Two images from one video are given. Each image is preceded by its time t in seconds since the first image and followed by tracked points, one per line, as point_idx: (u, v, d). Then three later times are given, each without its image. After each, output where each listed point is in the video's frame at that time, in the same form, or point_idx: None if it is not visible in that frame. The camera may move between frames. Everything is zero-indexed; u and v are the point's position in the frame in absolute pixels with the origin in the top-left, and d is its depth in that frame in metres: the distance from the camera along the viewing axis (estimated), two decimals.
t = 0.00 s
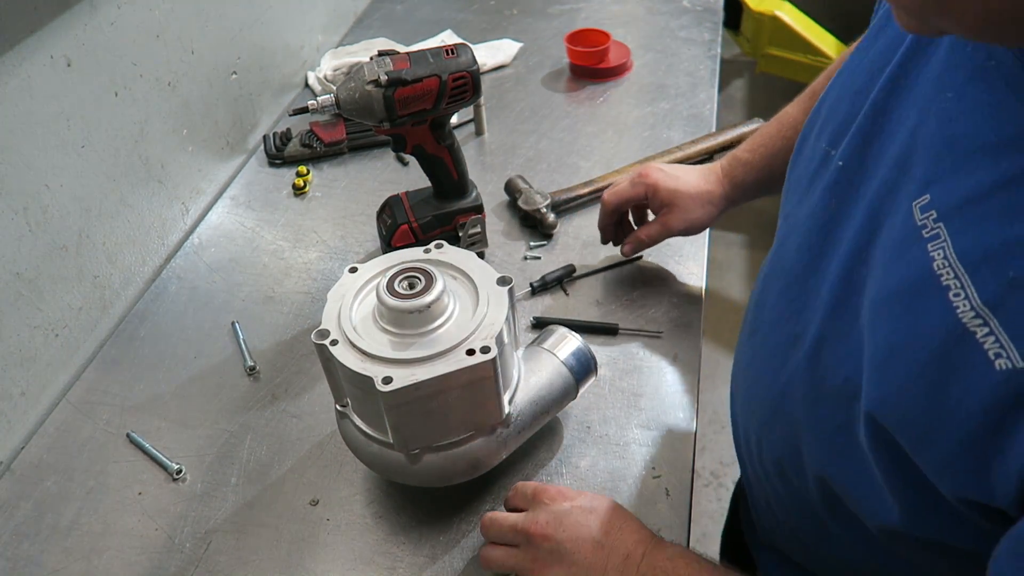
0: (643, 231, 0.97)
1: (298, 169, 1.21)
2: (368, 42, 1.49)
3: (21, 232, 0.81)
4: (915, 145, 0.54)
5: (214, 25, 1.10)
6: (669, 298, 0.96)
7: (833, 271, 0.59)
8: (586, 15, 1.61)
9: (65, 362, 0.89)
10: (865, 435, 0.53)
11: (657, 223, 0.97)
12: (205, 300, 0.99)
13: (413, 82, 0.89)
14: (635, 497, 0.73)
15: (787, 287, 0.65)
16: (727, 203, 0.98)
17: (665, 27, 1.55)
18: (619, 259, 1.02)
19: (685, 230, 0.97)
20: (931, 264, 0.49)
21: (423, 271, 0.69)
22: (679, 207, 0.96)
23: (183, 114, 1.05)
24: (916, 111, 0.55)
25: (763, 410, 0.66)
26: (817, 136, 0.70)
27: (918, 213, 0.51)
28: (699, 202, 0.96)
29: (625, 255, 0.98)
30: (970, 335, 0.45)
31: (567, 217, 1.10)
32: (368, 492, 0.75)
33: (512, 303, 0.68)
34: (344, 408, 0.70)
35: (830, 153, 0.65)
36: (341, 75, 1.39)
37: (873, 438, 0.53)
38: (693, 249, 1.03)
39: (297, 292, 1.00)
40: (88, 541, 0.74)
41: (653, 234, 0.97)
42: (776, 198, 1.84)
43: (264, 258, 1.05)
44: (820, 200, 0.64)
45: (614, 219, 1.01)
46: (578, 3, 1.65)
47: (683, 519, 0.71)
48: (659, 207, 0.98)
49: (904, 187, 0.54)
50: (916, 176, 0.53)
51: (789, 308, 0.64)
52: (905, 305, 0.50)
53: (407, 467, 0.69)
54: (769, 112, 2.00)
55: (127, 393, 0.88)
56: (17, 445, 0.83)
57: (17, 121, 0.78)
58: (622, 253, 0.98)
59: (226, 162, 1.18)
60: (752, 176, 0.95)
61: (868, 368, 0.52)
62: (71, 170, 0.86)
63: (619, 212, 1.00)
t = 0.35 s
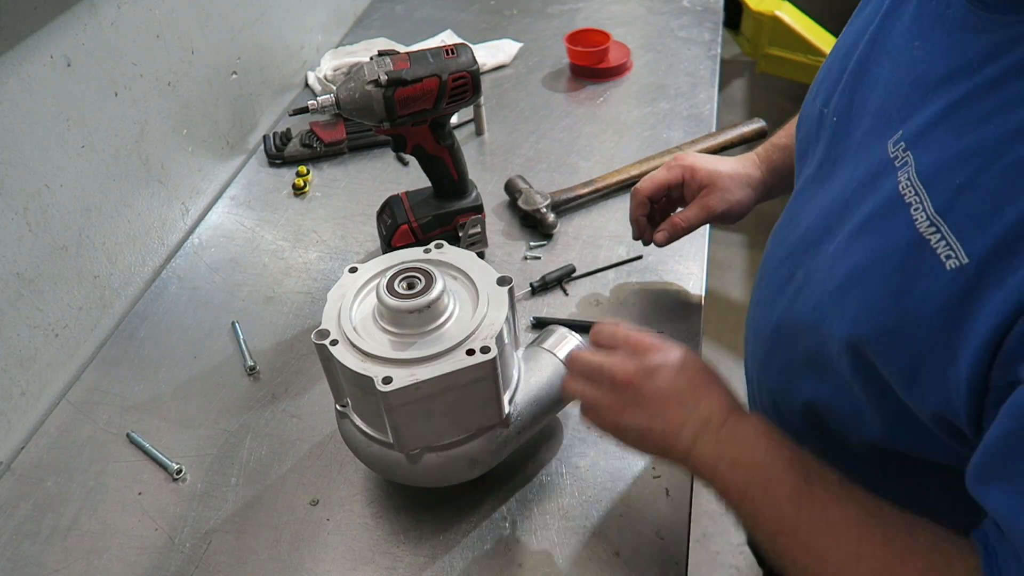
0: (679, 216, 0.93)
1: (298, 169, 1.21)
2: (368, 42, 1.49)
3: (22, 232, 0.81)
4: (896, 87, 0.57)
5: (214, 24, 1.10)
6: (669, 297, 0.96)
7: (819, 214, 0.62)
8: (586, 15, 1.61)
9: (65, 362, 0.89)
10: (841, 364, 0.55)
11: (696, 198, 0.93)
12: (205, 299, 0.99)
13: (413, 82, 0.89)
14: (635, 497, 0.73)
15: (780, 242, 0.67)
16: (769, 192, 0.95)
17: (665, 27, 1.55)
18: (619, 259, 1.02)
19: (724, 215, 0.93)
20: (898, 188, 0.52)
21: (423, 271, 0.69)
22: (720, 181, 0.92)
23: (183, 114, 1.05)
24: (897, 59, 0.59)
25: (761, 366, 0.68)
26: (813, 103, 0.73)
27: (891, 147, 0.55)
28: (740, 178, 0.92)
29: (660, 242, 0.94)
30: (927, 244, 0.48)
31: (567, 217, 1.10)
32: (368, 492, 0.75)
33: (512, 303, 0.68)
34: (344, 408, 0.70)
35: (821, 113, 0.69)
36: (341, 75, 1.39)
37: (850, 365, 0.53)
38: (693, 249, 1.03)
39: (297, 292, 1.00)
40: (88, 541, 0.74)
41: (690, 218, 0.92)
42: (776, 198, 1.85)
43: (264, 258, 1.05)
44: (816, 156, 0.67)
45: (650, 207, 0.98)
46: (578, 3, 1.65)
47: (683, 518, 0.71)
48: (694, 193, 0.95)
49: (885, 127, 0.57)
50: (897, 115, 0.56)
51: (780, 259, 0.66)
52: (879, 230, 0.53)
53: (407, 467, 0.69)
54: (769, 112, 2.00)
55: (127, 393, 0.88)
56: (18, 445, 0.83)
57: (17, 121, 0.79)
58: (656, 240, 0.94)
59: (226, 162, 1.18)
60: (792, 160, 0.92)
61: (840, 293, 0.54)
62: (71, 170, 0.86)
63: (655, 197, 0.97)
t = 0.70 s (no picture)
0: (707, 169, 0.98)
1: (298, 169, 1.21)
2: (368, 42, 1.49)
3: (21, 232, 0.81)
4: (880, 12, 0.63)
5: (214, 24, 1.10)
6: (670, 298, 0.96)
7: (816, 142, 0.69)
8: (586, 15, 1.61)
9: (65, 362, 0.89)
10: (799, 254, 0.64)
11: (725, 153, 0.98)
12: (205, 299, 0.99)
13: (413, 82, 0.89)
14: (636, 497, 0.73)
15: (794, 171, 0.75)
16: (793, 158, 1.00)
17: (665, 27, 1.55)
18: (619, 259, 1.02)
19: (750, 172, 0.97)
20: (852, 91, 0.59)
21: (423, 270, 0.69)
22: (748, 138, 0.98)
23: (183, 114, 1.05)
24: None
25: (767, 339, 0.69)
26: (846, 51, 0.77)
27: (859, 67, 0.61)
28: (767, 139, 0.98)
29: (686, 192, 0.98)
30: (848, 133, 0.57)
31: (568, 216, 1.10)
32: (368, 492, 0.75)
33: (512, 304, 0.68)
34: (344, 408, 0.70)
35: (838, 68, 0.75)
36: (341, 75, 1.39)
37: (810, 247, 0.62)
38: (693, 249, 1.03)
39: (297, 292, 1.00)
40: (88, 541, 0.74)
41: (717, 170, 0.97)
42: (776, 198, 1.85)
43: (264, 258, 1.05)
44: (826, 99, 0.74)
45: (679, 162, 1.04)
46: (578, 3, 1.65)
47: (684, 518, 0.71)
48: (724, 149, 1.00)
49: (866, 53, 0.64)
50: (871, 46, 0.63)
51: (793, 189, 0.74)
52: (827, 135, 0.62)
53: (407, 467, 0.69)
54: (769, 111, 2.00)
55: (127, 393, 0.88)
56: (18, 445, 0.83)
57: (17, 122, 0.79)
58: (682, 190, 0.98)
59: (226, 162, 1.18)
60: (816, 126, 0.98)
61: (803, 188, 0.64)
62: (71, 170, 0.86)
63: (684, 152, 1.03)
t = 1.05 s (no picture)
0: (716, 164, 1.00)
1: (298, 169, 1.21)
2: (368, 42, 1.49)
3: (21, 232, 0.81)
4: None
5: (214, 24, 1.10)
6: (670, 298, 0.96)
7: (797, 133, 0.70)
8: (586, 15, 1.61)
9: (64, 362, 0.89)
10: (790, 238, 0.64)
11: (736, 145, 1.00)
12: (205, 299, 0.99)
13: (413, 82, 0.89)
14: (636, 498, 0.73)
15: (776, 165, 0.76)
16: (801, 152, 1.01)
17: (665, 27, 1.55)
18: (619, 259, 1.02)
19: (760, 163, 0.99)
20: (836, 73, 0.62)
21: (423, 270, 0.69)
22: (756, 131, 1.00)
23: (183, 114, 1.05)
24: None
25: (764, 328, 0.71)
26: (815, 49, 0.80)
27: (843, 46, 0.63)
28: (774, 132, 1.01)
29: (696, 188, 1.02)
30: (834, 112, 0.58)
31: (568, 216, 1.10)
32: (368, 492, 0.75)
33: (512, 303, 0.68)
34: (344, 408, 0.70)
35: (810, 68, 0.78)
36: (341, 75, 1.39)
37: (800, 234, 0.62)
38: (693, 249, 1.03)
39: (297, 292, 1.00)
40: (88, 541, 0.74)
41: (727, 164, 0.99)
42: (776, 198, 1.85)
43: (264, 258, 1.05)
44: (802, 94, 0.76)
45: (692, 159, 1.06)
46: (578, 3, 1.65)
47: (684, 518, 0.71)
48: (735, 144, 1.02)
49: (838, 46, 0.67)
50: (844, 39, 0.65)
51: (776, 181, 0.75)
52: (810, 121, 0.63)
53: (407, 467, 0.69)
54: (769, 111, 2.00)
55: (127, 393, 0.88)
56: (18, 445, 0.83)
57: (17, 122, 0.79)
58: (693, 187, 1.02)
59: (226, 162, 1.18)
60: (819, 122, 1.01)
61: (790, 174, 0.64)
62: (71, 170, 0.86)
63: (695, 151, 1.05)
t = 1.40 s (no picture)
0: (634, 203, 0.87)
1: (298, 169, 1.21)
2: (368, 42, 1.49)
3: (22, 232, 0.81)
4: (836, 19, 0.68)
5: (214, 24, 1.10)
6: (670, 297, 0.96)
7: (794, 143, 0.67)
8: (586, 15, 1.61)
9: (64, 362, 0.89)
10: (817, 264, 0.61)
11: (643, 187, 0.90)
12: (205, 299, 0.99)
13: (413, 82, 0.89)
14: (635, 497, 0.73)
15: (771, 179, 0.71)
16: (716, 181, 0.92)
17: (665, 27, 1.55)
18: (619, 259, 1.02)
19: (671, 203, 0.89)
20: (850, 87, 0.60)
21: (423, 270, 0.69)
22: (661, 170, 0.91)
23: (183, 114, 1.05)
24: None
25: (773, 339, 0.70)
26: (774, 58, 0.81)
27: (839, 61, 0.63)
28: (681, 167, 0.91)
29: (619, 232, 0.85)
30: (881, 117, 0.56)
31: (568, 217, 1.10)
32: (368, 492, 0.75)
33: (512, 303, 0.68)
34: (344, 408, 0.70)
35: (778, 81, 0.77)
36: (341, 75, 1.39)
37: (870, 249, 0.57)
38: (693, 249, 1.03)
39: (297, 292, 1.00)
40: (88, 541, 0.74)
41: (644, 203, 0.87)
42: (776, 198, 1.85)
43: (264, 258, 1.05)
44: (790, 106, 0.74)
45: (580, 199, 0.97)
46: (578, 3, 1.65)
47: (683, 518, 0.71)
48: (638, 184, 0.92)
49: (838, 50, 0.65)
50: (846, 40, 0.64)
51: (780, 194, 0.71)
52: (841, 127, 0.60)
53: (407, 467, 0.69)
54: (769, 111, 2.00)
55: (128, 393, 0.88)
56: (18, 445, 0.83)
57: (17, 122, 0.79)
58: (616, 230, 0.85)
59: (226, 162, 1.18)
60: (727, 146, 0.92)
61: (804, 193, 0.61)
62: (71, 170, 0.86)
63: (590, 189, 0.96)
